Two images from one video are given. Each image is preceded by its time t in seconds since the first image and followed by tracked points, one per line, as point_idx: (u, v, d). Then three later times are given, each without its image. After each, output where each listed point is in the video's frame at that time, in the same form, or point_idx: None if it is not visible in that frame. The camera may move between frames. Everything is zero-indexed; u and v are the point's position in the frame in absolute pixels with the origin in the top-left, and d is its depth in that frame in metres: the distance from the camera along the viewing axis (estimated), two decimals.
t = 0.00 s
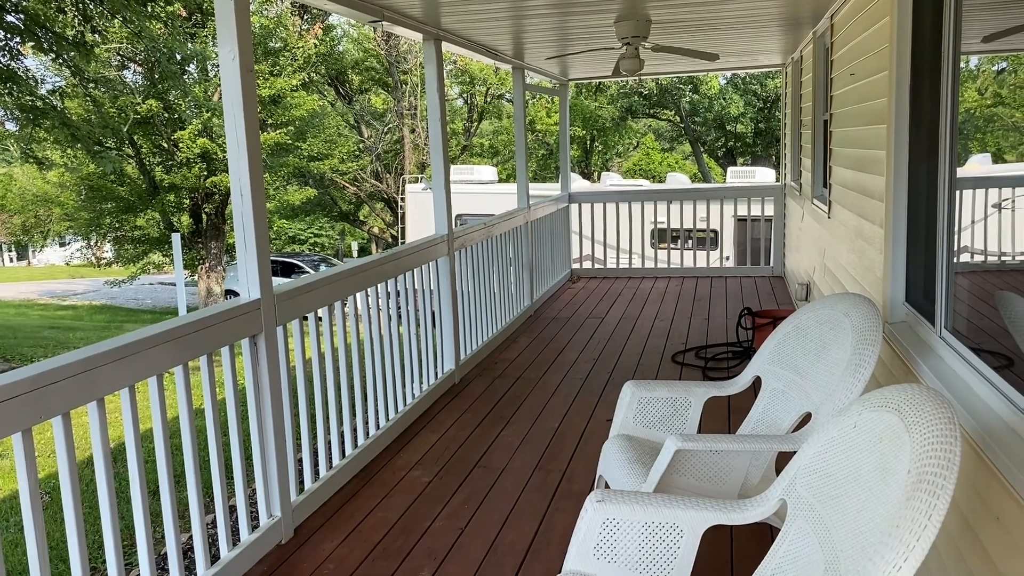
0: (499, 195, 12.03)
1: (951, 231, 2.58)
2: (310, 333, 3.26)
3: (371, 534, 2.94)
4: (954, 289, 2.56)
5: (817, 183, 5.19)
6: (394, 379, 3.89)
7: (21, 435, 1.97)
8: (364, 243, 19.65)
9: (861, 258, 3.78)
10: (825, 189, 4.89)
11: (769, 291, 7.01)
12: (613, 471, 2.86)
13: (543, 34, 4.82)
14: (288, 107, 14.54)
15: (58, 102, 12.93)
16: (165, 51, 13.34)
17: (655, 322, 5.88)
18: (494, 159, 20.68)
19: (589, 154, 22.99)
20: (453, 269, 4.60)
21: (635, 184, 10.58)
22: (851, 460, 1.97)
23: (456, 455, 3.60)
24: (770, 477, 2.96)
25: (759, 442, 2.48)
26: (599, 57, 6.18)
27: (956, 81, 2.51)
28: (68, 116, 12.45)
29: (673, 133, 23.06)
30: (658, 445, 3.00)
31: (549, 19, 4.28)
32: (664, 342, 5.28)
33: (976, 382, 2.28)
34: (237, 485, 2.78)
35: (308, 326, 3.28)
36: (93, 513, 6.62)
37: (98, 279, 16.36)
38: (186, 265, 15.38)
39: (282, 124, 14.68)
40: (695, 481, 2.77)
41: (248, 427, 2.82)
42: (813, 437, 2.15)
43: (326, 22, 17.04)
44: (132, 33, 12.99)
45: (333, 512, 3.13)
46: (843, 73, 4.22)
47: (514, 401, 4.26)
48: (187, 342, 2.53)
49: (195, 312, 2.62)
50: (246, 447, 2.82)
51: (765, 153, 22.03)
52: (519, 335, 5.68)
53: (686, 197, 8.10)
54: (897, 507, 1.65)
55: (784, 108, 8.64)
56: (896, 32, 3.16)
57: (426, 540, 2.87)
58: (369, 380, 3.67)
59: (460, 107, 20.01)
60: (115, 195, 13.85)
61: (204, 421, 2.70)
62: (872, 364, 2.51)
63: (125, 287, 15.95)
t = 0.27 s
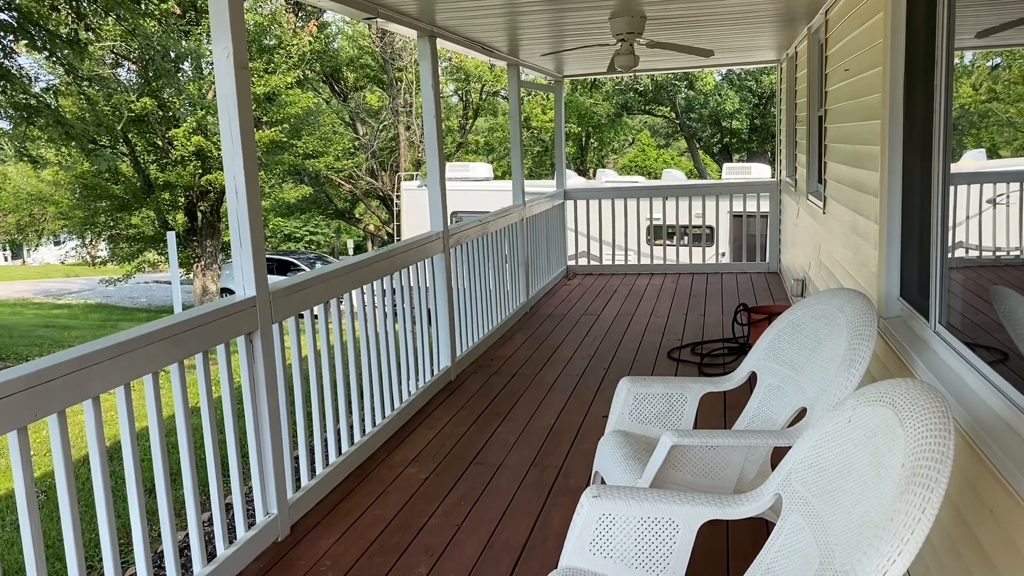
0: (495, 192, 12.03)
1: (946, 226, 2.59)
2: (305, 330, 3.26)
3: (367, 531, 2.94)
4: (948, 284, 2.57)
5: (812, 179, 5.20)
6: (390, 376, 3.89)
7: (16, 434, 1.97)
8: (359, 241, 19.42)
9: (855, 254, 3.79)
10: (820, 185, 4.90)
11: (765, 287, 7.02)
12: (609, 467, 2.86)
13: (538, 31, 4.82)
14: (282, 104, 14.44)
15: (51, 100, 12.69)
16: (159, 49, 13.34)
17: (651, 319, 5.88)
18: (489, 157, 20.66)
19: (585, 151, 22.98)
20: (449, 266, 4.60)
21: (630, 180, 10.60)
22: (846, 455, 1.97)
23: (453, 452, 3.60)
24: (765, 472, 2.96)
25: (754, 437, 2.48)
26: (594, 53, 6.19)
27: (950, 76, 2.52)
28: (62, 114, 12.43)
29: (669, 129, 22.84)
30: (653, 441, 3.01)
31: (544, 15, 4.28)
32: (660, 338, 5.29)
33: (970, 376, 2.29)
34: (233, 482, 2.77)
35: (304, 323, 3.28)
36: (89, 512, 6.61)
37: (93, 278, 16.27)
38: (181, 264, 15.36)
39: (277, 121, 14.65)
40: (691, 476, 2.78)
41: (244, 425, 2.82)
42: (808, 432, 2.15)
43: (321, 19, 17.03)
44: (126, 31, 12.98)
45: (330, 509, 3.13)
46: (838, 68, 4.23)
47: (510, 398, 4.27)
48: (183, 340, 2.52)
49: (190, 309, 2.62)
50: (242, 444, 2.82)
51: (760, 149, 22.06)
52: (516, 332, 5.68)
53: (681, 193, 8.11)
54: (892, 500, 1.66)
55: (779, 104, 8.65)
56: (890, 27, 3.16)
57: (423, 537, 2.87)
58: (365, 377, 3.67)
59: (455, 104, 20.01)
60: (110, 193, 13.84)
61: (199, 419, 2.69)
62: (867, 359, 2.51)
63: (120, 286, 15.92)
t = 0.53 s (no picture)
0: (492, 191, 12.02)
1: (941, 223, 2.60)
2: (302, 330, 3.26)
3: (364, 530, 2.94)
4: (943, 281, 2.58)
5: (808, 177, 5.20)
6: (386, 375, 3.89)
7: (12, 435, 1.97)
8: (356, 240, 19.45)
9: (851, 252, 3.79)
10: (816, 183, 4.91)
11: (762, 285, 7.03)
12: (606, 466, 2.87)
13: (534, 30, 4.83)
14: (279, 103, 14.52)
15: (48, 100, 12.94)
16: (154, 48, 13.33)
17: (647, 317, 5.89)
18: (486, 155, 20.63)
19: (581, 149, 22.99)
20: (445, 265, 4.60)
21: (627, 178, 10.60)
22: (842, 453, 1.98)
23: (449, 451, 3.60)
24: (762, 471, 2.97)
25: (751, 435, 2.49)
26: (589, 52, 6.19)
27: (945, 74, 2.52)
28: (57, 114, 12.41)
29: (665, 127, 22.88)
30: (650, 440, 3.01)
31: (539, 14, 4.29)
32: (657, 337, 5.30)
33: (966, 374, 2.29)
34: (230, 482, 2.77)
35: (300, 323, 3.28)
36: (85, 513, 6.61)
37: (89, 277, 16.26)
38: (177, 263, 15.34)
39: (273, 120, 14.69)
40: (688, 475, 2.78)
41: (241, 425, 2.82)
42: (805, 430, 2.15)
43: (317, 18, 17.02)
44: (121, 30, 12.96)
45: (327, 509, 3.14)
46: (833, 66, 4.24)
47: (507, 397, 4.27)
48: (179, 340, 2.52)
49: (187, 309, 2.62)
50: (239, 444, 2.81)
51: (756, 147, 22.09)
52: (512, 331, 5.69)
53: (677, 192, 8.11)
54: (888, 499, 1.66)
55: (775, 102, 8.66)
56: (885, 26, 3.17)
57: (420, 537, 2.87)
58: (362, 377, 3.67)
59: (452, 103, 20.01)
60: (106, 193, 13.82)
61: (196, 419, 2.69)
62: (863, 357, 2.52)
63: (116, 286, 15.90)
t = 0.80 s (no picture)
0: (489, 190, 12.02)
1: (936, 222, 2.60)
2: (299, 330, 3.25)
3: (361, 530, 2.95)
4: (939, 279, 2.58)
5: (804, 175, 5.21)
6: (383, 375, 3.89)
7: (7, 437, 1.96)
8: (353, 240, 19.56)
9: (847, 250, 3.80)
10: (812, 181, 4.91)
11: (758, 283, 7.03)
12: (603, 465, 2.87)
13: (530, 29, 4.82)
14: (275, 103, 14.50)
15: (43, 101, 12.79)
16: (150, 48, 13.32)
17: (644, 316, 5.89)
18: (482, 154, 20.61)
19: (578, 148, 23.00)
20: (442, 265, 4.60)
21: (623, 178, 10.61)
22: (839, 452, 1.98)
23: (447, 451, 3.60)
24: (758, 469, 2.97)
25: (747, 434, 2.49)
26: (586, 51, 6.19)
27: (940, 72, 2.52)
28: (53, 114, 12.40)
29: (661, 126, 22.94)
30: (647, 439, 3.01)
31: (535, 13, 4.28)
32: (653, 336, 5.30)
33: (962, 372, 2.30)
34: (227, 482, 2.77)
35: (297, 323, 3.28)
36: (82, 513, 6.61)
37: (85, 277, 16.29)
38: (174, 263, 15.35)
39: (269, 120, 14.64)
40: (685, 473, 2.79)
41: (237, 426, 2.82)
42: (800, 429, 2.16)
43: (313, 18, 17.01)
44: (116, 30, 12.95)
45: (324, 509, 3.14)
46: (829, 65, 4.24)
47: (504, 396, 4.27)
48: (175, 340, 2.52)
49: (183, 310, 2.61)
50: (235, 445, 2.81)
51: (753, 146, 22.13)
52: (509, 330, 5.69)
53: (674, 191, 8.11)
54: (883, 497, 1.66)
55: (771, 101, 8.65)
56: (880, 24, 3.17)
57: (416, 536, 2.87)
58: (359, 377, 3.67)
59: (448, 102, 20.01)
60: (101, 194, 13.80)
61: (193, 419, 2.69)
62: (859, 356, 2.52)
63: (113, 286, 15.90)
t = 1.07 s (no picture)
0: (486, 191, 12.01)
1: (932, 221, 2.60)
2: (294, 331, 3.25)
3: (359, 531, 2.95)
4: (935, 279, 2.58)
5: (800, 175, 5.21)
6: (380, 376, 3.88)
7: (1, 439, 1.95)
8: (349, 241, 19.53)
9: (843, 250, 3.80)
10: (808, 181, 4.92)
11: (755, 283, 7.03)
12: (600, 465, 2.87)
13: (526, 29, 4.83)
14: (271, 104, 14.52)
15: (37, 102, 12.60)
16: (146, 49, 13.31)
17: (641, 316, 5.89)
18: (479, 155, 20.59)
19: (574, 149, 23.02)
20: (439, 266, 4.60)
21: (620, 178, 10.62)
22: (836, 452, 1.98)
23: (444, 452, 3.60)
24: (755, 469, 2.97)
25: (744, 433, 2.49)
26: (582, 51, 6.19)
27: (936, 71, 2.52)
28: (49, 116, 12.42)
29: (658, 127, 22.97)
30: (644, 439, 3.02)
31: (531, 14, 4.29)
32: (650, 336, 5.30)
33: (958, 371, 2.30)
34: (223, 485, 2.76)
35: (294, 325, 3.28)
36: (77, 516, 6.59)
37: (81, 278, 16.23)
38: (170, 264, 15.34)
39: (265, 121, 14.66)
40: (683, 472, 2.79)
41: (233, 428, 2.81)
42: (798, 428, 2.16)
43: (309, 18, 17.01)
44: (112, 31, 12.95)
45: (321, 510, 3.13)
46: (825, 65, 4.24)
47: (501, 397, 4.27)
48: (170, 342, 2.51)
49: (179, 311, 2.61)
50: (231, 447, 2.80)
51: (749, 146, 22.15)
52: (506, 331, 5.69)
53: (671, 191, 8.11)
54: (881, 497, 1.66)
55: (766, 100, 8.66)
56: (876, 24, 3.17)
57: (413, 537, 2.87)
58: (356, 378, 3.67)
59: (444, 103, 20.02)
60: (97, 195, 13.80)
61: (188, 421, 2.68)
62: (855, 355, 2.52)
63: (109, 288, 15.88)
